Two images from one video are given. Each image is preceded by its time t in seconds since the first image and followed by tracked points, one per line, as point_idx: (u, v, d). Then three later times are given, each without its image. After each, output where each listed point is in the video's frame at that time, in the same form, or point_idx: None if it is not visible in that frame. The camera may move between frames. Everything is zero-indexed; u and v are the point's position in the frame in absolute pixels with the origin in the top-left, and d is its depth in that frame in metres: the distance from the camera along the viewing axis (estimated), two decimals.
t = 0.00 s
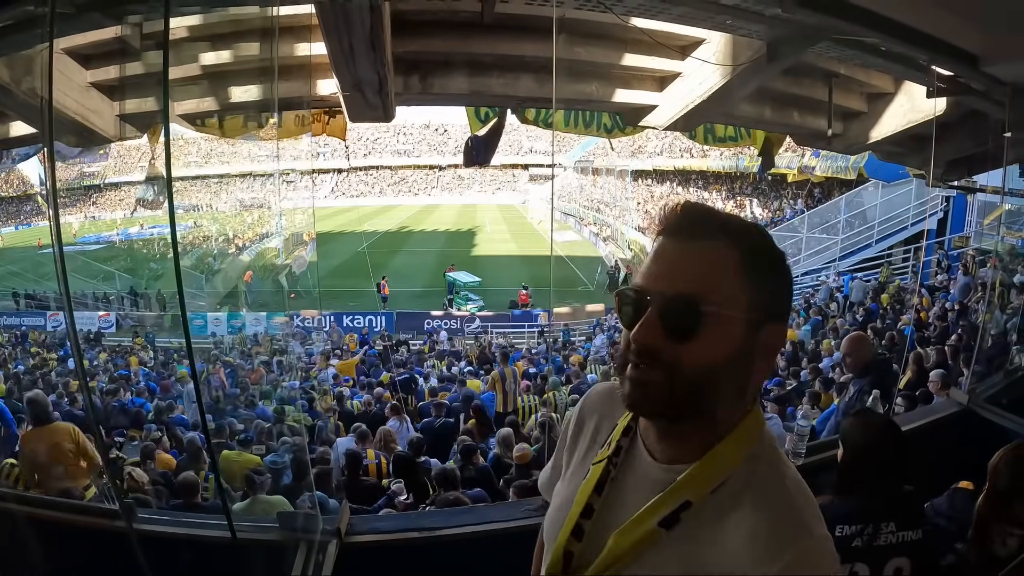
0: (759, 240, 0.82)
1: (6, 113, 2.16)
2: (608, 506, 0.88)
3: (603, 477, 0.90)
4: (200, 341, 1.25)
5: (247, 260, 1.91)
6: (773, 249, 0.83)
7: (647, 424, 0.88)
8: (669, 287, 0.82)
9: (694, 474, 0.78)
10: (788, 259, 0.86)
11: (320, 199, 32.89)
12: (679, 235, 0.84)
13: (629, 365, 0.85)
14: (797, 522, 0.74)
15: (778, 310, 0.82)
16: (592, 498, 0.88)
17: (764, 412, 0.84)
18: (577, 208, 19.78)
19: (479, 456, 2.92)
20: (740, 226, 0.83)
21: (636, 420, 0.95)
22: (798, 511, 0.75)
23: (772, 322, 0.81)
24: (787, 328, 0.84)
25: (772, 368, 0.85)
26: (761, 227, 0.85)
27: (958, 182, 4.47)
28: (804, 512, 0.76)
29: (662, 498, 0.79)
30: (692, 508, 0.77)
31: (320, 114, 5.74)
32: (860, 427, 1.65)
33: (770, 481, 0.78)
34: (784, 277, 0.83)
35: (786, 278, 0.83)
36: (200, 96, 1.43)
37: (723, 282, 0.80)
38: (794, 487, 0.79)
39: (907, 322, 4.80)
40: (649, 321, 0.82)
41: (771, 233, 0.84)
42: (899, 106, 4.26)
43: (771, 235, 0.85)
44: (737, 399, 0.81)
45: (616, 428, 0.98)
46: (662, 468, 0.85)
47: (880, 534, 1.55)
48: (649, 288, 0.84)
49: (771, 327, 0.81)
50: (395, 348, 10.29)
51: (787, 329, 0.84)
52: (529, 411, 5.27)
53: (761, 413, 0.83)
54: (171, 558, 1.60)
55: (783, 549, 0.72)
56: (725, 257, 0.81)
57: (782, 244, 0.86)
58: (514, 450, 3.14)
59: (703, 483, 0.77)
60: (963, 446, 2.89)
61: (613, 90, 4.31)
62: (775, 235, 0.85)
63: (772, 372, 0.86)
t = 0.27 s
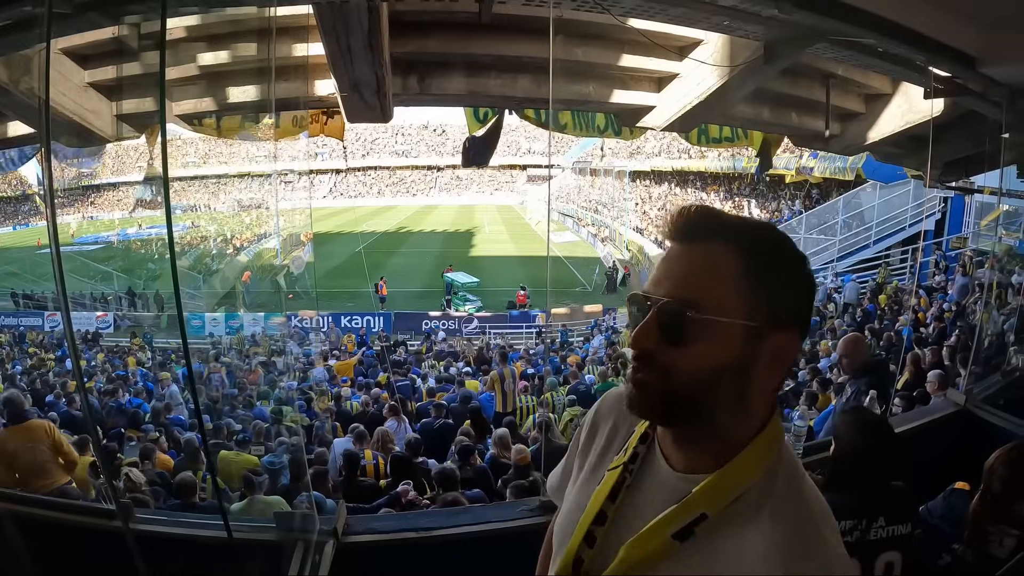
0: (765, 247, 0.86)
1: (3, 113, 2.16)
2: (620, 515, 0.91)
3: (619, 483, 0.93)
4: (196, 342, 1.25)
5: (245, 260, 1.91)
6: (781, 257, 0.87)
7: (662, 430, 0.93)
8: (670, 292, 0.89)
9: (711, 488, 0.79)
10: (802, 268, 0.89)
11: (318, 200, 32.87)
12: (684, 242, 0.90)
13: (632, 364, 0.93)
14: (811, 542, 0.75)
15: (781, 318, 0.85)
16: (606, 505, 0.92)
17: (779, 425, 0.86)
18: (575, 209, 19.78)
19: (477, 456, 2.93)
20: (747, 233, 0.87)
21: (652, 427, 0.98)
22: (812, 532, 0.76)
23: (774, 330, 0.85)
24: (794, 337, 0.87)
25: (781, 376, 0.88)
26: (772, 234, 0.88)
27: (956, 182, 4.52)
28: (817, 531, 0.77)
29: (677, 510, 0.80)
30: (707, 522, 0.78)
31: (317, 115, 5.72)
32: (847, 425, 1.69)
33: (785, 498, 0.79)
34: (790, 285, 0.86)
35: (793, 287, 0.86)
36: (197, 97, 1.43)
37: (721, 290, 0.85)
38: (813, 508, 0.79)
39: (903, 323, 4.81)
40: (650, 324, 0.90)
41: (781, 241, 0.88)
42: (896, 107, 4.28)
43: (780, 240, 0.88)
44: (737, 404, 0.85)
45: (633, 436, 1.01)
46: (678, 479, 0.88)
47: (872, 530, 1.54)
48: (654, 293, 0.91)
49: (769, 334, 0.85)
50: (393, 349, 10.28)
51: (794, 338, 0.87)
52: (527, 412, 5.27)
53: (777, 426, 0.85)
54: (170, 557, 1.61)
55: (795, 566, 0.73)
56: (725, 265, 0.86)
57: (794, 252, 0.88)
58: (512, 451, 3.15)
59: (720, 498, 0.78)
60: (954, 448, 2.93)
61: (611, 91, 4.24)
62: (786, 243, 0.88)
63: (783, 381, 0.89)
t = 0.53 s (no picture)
0: (784, 258, 0.85)
1: None
2: (620, 522, 0.92)
3: (620, 491, 0.93)
4: (190, 345, 1.25)
5: (239, 262, 1.91)
6: (801, 270, 0.85)
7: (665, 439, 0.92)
8: (684, 297, 0.88)
9: (711, 500, 0.77)
10: (823, 283, 0.87)
11: (314, 202, 32.86)
12: (703, 247, 0.89)
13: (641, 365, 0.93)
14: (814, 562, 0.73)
15: (796, 333, 0.84)
16: (606, 512, 0.92)
17: (787, 440, 0.84)
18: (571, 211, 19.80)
19: (472, 459, 2.94)
20: (767, 242, 0.86)
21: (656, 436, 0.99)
22: (816, 551, 0.74)
23: (788, 344, 0.84)
24: (809, 352, 0.85)
25: (793, 392, 0.86)
26: (794, 245, 0.86)
27: (950, 184, 4.59)
28: (823, 549, 0.75)
29: (676, 520, 0.79)
30: (706, 534, 0.77)
31: (312, 117, 5.72)
32: (837, 432, 1.74)
33: (788, 515, 0.76)
34: (808, 299, 0.84)
35: (811, 301, 0.85)
36: (192, 98, 1.43)
37: (734, 298, 0.85)
38: (818, 528, 0.77)
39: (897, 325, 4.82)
40: (660, 327, 0.89)
41: (802, 253, 0.86)
42: (890, 110, 4.29)
43: (805, 252, 0.86)
44: (743, 417, 0.84)
45: (638, 443, 1.02)
46: (678, 490, 0.88)
47: (864, 528, 1.53)
48: (670, 296, 0.91)
49: (782, 349, 0.84)
50: (388, 351, 10.28)
51: (809, 354, 0.85)
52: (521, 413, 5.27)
53: (783, 441, 0.83)
54: (162, 557, 1.61)
55: None
56: (740, 274, 0.86)
57: (816, 264, 0.87)
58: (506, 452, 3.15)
59: (720, 510, 0.77)
60: (948, 449, 2.94)
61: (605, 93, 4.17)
62: (807, 255, 0.86)
63: (794, 397, 0.87)
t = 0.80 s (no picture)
0: (782, 264, 0.81)
1: None
2: (617, 525, 0.93)
3: (617, 495, 0.95)
4: (180, 348, 1.25)
5: (231, 264, 1.91)
6: (801, 275, 0.82)
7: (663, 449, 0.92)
8: (679, 302, 0.87)
9: (702, 507, 0.77)
10: (828, 289, 0.83)
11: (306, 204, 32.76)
12: (701, 251, 0.87)
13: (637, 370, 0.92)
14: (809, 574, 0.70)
15: (793, 343, 0.80)
16: (604, 515, 0.93)
17: (785, 451, 0.82)
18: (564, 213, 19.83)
19: (463, 460, 2.93)
20: (765, 247, 0.83)
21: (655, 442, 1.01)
22: (811, 562, 0.71)
23: (785, 354, 0.81)
24: (808, 362, 0.82)
25: (792, 403, 0.84)
26: (795, 250, 0.83)
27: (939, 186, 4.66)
28: (820, 563, 0.72)
29: (667, 527, 0.78)
30: (696, 543, 0.77)
31: (302, 119, 5.71)
32: (826, 430, 1.75)
33: (783, 526, 0.74)
34: (809, 306, 0.81)
35: (812, 310, 0.81)
36: (183, 100, 1.43)
37: (729, 305, 0.82)
38: (815, 540, 0.75)
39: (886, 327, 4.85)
40: (654, 332, 0.88)
41: (803, 258, 0.83)
42: (879, 112, 4.33)
43: (809, 258, 0.83)
44: (735, 427, 0.83)
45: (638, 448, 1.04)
46: (672, 496, 0.89)
47: (852, 523, 1.54)
48: (668, 299, 0.89)
49: (777, 361, 0.81)
50: (379, 353, 10.26)
51: (808, 366, 0.82)
52: (512, 415, 5.27)
53: (781, 452, 0.82)
54: (152, 560, 1.61)
55: None
56: (736, 280, 0.83)
57: (818, 270, 0.83)
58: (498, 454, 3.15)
59: (712, 519, 0.76)
60: (937, 448, 2.97)
61: (595, 95, 4.21)
62: (809, 260, 0.82)
63: (793, 407, 0.84)
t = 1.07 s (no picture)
0: (764, 262, 0.81)
1: None
2: (613, 526, 0.93)
3: (614, 496, 0.95)
4: (176, 348, 1.24)
5: (228, 265, 1.91)
6: (784, 275, 0.80)
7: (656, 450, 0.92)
8: (660, 293, 0.88)
9: (695, 512, 0.77)
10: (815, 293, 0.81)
11: (303, 205, 32.73)
12: (690, 244, 0.88)
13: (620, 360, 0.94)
14: None
15: (768, 342, 0.79)
16: (599, 516, 0.94)
17: (776, 453, 0.81)
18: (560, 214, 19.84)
19: (460, 460, 2.92)
20: (750, 244, 0.83)
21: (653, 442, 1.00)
22: (805, 565, 0.71)
23: (757, 352, 0.80)
24: (784, 364, 0.80)
25: (768, 406, 0.82)
26: (783, 250, 0.82)
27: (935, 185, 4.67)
28: (813, 568, 0.72)
29: (661, 531, 0.79)
30: (688, 546, 0.77)
31: (298, 119, 5.69)
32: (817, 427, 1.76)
33: (775, 528, 0.74)
34: (789, 307, 0.79)
35: (791, 312, 0.79)
36: (179, 100, 1.43)
37: (706, 298, 0.83)
38: (809, 543, 0.74)
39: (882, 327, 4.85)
40: (635, 320, 0.90)
41: (789, 258, 0.81)
42: (876, 112, 4.34)
43: (796, 259, 0.81)
44: (707, 422, 0.82)
45: (636, 449, 1.02)
46: (667, 497, 0.89)
47: (845, 520, 1.55)
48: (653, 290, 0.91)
49: (750, 357, 0.80)
50: (376, 354, 10.25)
51: (785, 369, 0.80)
52: (509, 415, 5.26)
53: (773, 456, 0.81)
54: (147, 559, 1.60)
55: None
56: (717, 275, 0.84)
57: (808, 273, 0.81)
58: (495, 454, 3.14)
59: (704, 523, 0.77)
60: (934, 448, 2.97)
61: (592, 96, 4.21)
62: (795, 262, 0.81)
63: (771, 411, 0.82)
